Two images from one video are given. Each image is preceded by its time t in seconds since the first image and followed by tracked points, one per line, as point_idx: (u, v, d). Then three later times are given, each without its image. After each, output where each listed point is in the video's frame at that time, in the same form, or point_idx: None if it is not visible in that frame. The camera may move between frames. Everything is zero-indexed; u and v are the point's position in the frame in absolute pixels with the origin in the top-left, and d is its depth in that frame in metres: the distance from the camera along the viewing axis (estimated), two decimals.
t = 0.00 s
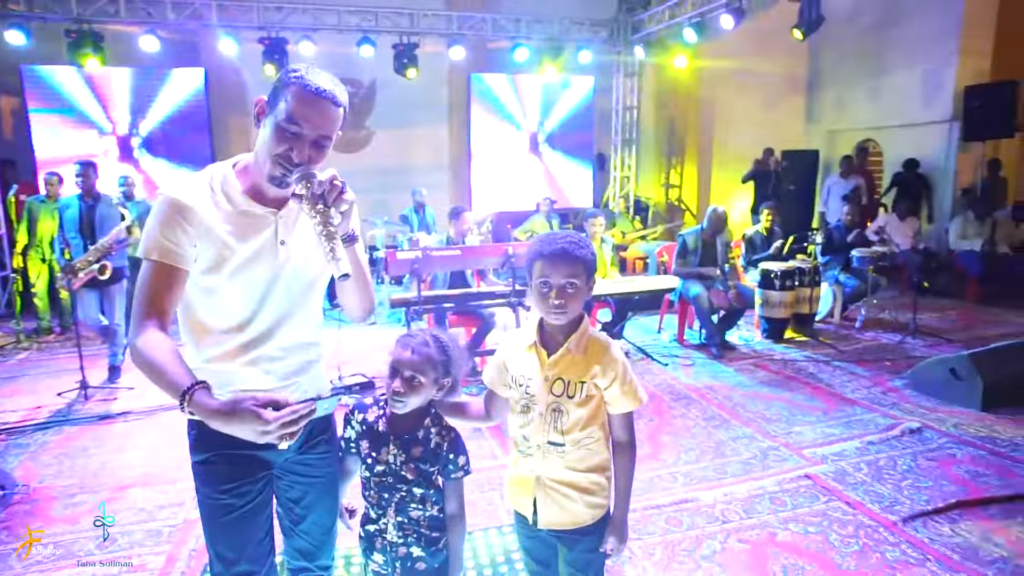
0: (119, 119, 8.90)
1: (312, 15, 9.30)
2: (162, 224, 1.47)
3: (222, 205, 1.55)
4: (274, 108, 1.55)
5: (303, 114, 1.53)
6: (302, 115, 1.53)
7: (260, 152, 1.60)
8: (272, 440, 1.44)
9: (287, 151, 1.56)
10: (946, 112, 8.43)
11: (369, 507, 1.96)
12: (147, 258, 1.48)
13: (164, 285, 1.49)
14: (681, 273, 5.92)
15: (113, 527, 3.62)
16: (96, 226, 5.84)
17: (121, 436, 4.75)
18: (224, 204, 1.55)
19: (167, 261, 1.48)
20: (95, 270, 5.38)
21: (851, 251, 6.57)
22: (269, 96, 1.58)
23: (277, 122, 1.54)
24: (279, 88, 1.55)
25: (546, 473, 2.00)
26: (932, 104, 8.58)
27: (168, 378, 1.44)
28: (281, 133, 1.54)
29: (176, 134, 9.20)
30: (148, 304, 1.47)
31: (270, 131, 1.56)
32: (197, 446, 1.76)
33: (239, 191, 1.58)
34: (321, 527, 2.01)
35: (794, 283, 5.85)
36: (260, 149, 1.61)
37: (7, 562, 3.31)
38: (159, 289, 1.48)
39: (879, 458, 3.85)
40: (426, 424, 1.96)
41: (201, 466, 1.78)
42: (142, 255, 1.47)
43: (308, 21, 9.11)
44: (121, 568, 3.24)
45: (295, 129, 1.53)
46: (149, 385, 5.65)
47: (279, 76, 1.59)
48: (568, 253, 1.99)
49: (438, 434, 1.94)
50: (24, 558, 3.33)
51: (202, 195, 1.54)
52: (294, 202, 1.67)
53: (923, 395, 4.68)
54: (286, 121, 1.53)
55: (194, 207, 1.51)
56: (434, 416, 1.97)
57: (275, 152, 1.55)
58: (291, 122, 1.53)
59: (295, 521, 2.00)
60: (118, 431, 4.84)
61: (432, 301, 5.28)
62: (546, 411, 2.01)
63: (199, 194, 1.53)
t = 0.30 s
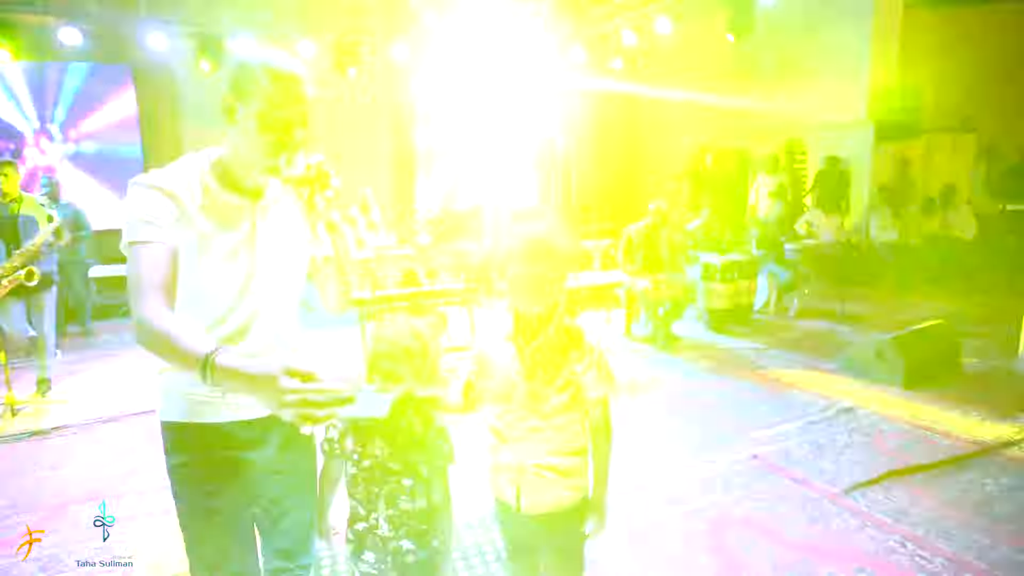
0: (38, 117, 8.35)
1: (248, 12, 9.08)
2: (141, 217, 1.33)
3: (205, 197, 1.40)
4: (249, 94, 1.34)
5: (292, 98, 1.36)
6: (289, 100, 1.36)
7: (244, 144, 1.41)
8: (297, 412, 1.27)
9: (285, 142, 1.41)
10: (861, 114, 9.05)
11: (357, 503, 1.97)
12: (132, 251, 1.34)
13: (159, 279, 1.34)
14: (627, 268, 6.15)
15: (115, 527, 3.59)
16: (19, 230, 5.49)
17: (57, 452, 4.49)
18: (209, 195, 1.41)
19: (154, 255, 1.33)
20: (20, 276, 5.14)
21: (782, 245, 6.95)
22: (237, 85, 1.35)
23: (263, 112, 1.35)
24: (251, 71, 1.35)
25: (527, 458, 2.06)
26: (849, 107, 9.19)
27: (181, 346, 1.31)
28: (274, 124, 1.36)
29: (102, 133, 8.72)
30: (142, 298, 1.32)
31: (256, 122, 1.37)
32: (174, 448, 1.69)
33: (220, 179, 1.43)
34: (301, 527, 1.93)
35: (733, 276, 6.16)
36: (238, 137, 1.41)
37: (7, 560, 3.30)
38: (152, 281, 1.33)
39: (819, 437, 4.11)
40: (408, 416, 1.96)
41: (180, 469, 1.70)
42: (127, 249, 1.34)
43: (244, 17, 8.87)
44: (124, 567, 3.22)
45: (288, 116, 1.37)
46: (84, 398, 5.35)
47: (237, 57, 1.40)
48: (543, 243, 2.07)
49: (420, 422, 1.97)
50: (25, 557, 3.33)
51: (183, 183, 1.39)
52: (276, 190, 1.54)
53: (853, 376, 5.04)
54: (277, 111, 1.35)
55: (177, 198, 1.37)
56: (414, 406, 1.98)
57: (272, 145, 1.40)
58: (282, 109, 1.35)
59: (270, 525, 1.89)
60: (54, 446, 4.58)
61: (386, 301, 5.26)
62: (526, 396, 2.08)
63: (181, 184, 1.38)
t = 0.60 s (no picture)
0: None
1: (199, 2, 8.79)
2: (157, 198, 1.56)
3: (208, 179, 1.66)
4: (237, 90, 1.59)
5: (276, 86, 1.60)
6: (275, 89, 1.61)
7: (240, 132, 1.65)
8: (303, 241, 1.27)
9: (283, 125, 1.66)
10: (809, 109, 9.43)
11: (363, 495, 1.99)
12: (155, 226, 1.55)
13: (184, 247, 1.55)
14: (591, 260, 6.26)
15: (115, 526, 3.58)
16: None
17: (16, 462, 4.32)
18: (209, 178, 1.66)
19: (176, 228, 1.56)
20: None
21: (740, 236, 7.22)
22: (223, 84, 1.59)
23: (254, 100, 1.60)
24: (232, 67, 1.58)
25: (525, 445, 2.13)
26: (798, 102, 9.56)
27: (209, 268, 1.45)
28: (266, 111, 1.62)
29: (42, 128, 8.29)
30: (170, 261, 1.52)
31: (250, 112, 1.61)
32: (189, 446, 1.68)
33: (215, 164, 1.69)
34: (305, 520, 1.95)
35: (694, 266, 6.36)
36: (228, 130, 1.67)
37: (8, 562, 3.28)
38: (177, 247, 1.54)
39: (782, 418, 4.32)
40: (409, 405, 1.99)
41: (189, 468, 1.69)
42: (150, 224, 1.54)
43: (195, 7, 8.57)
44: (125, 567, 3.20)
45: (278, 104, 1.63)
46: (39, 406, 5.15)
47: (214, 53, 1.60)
48: (534, 237, 2.05)
49: (421, 413, 1.99)
50: (25, 557, 3.31)
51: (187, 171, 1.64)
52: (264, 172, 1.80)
53: (810, 359, 5.29)
54: (266, 99, 1.61)
55: (184, 182, 1.62)
56: (416, 396, 2.00)
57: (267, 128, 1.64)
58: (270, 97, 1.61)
59: (278, 519, 1.92)
60: (12, 456, 4.40)
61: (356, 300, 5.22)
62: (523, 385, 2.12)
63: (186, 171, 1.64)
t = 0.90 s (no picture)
0: None
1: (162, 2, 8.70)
2: (182, 206, 1.53)
3: (230, 190, 1.65)
4: (264, 98, 1.60)
5: (301, 92, 1.61)
6: (301, 95, 1.62)
7: (264, 139, 1.65)
8: (348, 260, 1.30)
9: (306, 130, 1.65)
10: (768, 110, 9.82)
11: (380, 495, 2.02)
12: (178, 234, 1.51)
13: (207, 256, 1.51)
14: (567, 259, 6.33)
15: (117, 526, 3.61)
16: None
17: None
18: (231, 188, 1.66)
19: (200, 237, 1.52)
20: None
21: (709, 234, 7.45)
22: (251, 92, 1.61)
23: (280, 105, 1.61)
24: (260, 75, 1.60)
25: (534, 444, 2.14)
26: (757, 103, 9.93)
27: (233, 282, 1.37)
28: (291, 116, 1.62)
29: None
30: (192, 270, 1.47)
31: (276, 117, 1.62)
32: (215, 454, 1.69)
33: (238, 175, 1.69)
34: (325, 523, 1.97)
35: (666, 263, 6.53)
36: (252, 140, 1.67)
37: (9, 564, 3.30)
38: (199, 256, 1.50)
39: (759, 409, 4.50)
40: (426, 406, 2.03)
41: (216, 476, 1.70)
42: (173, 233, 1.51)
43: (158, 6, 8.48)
44: (125, 565, 3.25)
45: (304, 110, 1.63)
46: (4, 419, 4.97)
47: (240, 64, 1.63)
48: (544, 237, 2.08)
49: (436, 412, 2.03)
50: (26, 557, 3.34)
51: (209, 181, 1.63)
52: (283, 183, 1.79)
53: (780, 352, 5.49)
54: (293, 106, 1.61)
55: (207, 193, 1.60)
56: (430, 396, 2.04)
57: (290, 132, 1.63)
58: (295, 103, 1.61)
59: (300, 523, 1.93)
60: None
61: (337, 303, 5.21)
62: (532, 385, 2.13)
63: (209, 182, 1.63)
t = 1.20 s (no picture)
0: None
1: None
2: (205, 218, 1.51)
3: (255, 196, 1.62)
4: (290, 100, 1.56)
5: (328, 95, 1.58)
6: (328, 98, 1.59)
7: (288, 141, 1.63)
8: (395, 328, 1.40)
9: (331, 132, 1.62)
10: (731, 111, 10.15)
11: (398, 489, 2.06)
12: (202, 250, 1.50)
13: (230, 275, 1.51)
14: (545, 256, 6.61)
15: (116, 526, 3.67)
16: None
17: None
18: (254, 194, 1.62)
19: (224, 253, 1.51)
20: None
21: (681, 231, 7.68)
22: (276, 92, 1.56)
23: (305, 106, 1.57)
24: (284, 75, 1.56)
25: (542, 437, 2.18)
26: (721, 105, 10.26)
27: (270, 321, 1.42)
28: (316, 118, 1.59)
29: None
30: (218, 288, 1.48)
31: (302, 121, 1.59)
32: (238, 454, 1.71)
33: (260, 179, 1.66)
34: (341, 521, 2.00)
35: (641, 261, 6.70)
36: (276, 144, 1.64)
37: (9, 563, 3.36)
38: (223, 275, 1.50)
39: (737, 400, 4.67)
40: (439, 402, 2.08)
41: (240, 476, 1.72)
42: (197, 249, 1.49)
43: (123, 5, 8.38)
44: (116, 568, 3.30)
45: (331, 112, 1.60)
46: None
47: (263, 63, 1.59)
48: (553, 236, 2.16)
49: (450, 406, 2.09)
50: (26, 556, 3.41)
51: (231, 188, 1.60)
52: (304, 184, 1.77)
53: (753, 346, 5.69)
54: (320, 108, 1.58)
55: (230, 203, 1.57)
56: (444, 392, 2.09)
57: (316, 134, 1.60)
58: (320, 104, 1.58)
59: (318, 520, 1.96)
60: None
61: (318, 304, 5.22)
62: (540, 379, 2.18)
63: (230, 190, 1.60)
